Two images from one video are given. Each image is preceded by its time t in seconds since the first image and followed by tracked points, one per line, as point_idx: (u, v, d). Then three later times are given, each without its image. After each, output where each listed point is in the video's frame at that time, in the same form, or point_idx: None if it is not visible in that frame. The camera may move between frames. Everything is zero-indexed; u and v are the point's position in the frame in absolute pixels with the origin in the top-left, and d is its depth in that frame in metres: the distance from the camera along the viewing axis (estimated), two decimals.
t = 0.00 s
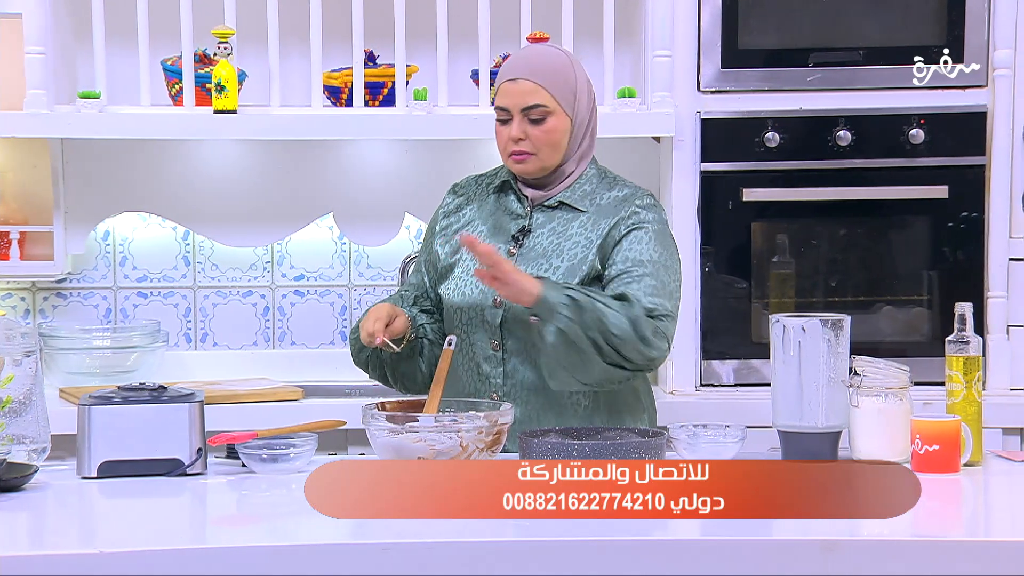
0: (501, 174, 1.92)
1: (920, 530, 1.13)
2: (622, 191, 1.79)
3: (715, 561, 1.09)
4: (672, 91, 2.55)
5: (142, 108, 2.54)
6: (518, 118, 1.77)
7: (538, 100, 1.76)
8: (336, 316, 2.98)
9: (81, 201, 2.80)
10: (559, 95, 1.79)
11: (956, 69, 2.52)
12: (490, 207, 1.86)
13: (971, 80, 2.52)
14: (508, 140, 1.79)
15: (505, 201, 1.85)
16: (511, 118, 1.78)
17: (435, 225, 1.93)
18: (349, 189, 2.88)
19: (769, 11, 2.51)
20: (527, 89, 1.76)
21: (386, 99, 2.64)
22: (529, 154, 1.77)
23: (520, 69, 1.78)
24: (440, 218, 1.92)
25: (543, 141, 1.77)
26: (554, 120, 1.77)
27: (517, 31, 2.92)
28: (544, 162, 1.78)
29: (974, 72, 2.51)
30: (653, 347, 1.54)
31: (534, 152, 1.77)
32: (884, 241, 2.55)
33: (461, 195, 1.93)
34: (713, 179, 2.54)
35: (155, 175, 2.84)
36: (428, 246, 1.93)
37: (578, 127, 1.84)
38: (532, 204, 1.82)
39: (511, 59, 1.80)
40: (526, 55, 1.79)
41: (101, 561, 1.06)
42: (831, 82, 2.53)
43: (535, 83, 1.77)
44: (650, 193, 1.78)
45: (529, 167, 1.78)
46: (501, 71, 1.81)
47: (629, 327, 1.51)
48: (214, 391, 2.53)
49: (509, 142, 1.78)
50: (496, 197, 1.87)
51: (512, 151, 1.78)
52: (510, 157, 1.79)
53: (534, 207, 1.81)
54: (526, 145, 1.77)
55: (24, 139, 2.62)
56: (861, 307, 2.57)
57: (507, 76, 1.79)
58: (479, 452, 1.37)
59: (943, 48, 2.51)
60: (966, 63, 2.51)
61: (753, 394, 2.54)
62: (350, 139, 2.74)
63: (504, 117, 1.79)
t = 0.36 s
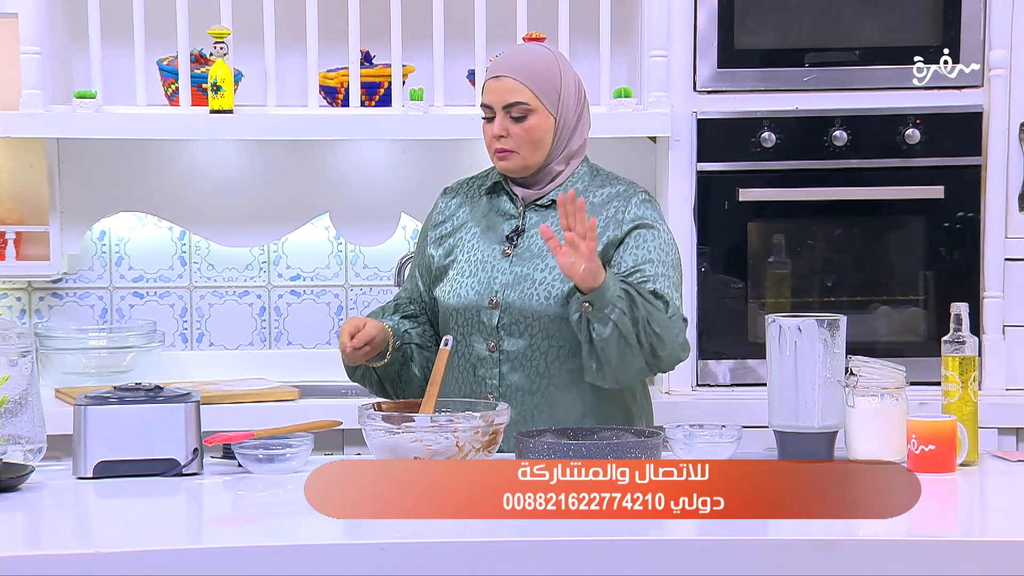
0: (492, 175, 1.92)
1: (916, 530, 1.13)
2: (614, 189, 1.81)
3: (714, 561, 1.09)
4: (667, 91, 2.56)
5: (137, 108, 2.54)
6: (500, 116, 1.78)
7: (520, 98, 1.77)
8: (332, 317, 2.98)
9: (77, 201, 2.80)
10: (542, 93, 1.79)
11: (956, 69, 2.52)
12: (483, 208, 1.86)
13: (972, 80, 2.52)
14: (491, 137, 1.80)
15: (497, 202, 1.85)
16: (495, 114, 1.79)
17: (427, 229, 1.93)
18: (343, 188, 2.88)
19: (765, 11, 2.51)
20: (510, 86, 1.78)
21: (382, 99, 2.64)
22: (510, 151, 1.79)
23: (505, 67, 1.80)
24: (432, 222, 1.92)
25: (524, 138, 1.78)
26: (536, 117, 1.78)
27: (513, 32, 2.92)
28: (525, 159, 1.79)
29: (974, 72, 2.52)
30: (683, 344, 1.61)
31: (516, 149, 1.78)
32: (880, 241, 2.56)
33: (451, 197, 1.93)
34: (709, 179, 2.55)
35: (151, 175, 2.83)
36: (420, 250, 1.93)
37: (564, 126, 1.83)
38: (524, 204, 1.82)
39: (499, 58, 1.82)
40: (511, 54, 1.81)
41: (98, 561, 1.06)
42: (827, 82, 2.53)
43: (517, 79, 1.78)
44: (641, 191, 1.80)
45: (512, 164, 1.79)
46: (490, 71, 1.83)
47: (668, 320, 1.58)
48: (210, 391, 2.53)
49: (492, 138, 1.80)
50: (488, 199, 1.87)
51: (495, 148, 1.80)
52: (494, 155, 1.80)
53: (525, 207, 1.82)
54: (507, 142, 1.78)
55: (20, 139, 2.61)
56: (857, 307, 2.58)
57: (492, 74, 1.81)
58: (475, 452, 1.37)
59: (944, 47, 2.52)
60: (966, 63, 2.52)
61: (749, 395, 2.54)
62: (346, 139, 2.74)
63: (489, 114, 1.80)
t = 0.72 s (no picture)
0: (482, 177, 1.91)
1: (912, 530, 1.13)
2: (608, 186, 1.82)
3: (710, 562, 1.09)
4: (666, 91, 2.56)
5: (136, 108, 2.54)
6: (508, 116, 1.77)
7: (530, 98, 1.77)
8: (330, 317, 2.98)
9: (76, 201, 2.80)
10: (548, 96, 1.80)
11: (956, 69, 2.52)
12: (480, 211, 1.85)
13: (969, 80, 2.52)
14: (496, 138, 1.78)
15: (494, 204, 1.85)
16: (501, 115, 1.78)
17: (417, 238, 1.90)
18: (341, 188, 2.88)
19: (763, 11, 2.51)
20: (518, 86, 1.77)
21: (380, 99, 2.64)
22: (517, 152, 1.77)
23: (510, 68, 1.79)
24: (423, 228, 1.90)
25: (532, 139, 1.77)
26: (544, 118, 1.78)
27: (511, 31, 2.92)
28: (531, 160, 1.78)
29: (972, 73, 2.52)
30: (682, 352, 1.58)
31: (524, 149, 1.77)
32: (879, 241, 2.56)
33: (442, 203, 1.91)
34: (707, 179, 2.55)
35: (149, 175, 2.83)
36: (410, 258, 1.89)
37: (564, 127, 1.85)
38: (523, 206, 1.82)
39: (500, 61, 1.81)
40: (514, 56, 1.80)
41: (92, 561, 1.06)
42: (825, 82, 2.53)
43: (525, 80, 1.78)
44: (635, 186, 1.81)
45: (517, 165, 1.78)
46: (491, 72, 1.82)
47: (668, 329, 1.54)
48: (208, 391, 2.53)
49: (498, 139, 1.77)
50: (484, 201, 1.86)
51: (501, 149, 1.77)
52: (499, 155, 1.78)
53: (525, 209, 1.81)
54: (515, 142, 1.77)
55: (19, 139, 2.61)
56: (855, 307, 2.58)
57: (496, 74, 1.80)
58: (473, 452, 1.37)
59: (942, 48, 2.52)
60: (966, 64, 2.52)
61: (747, 395, 2.54)
62: (344, 139, 2.74)
63: (494, 116, 1.79)
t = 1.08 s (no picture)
0: (474, 176, 1.89)
1: (912, 530, 1.13)
2: (604, 182, 1.85)
3: (706, 561, 1.09)
4: (666, 91, 2.56)
5: (135, 108, 2.53)
6: (527, 92, 1.79)
7: (548, 77, 1.80)
8: (329, 317, 2.98)
9: (75, 201, 2.80)
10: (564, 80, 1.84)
11: (956, 69, 2.52)
12: (479, 211, 1.84)
13: (968, 80, 2.53)
14: (513, 113, 1.79)
15: (493, 203, 1.84)
16: (520, 91, 1.80)
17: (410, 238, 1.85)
18: (341, 188, 2.88)
19: (762, 11, 2.51)
20: (539, 67, 1.80)
21: (379, 99, 2.64)
22: (535, 128, 1.78)
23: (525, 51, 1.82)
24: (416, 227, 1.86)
25: (550, 117, 1.79)
26: (560, 101, 1.81)
27: (511, 31, 2.92)
28: (549, 138, 1.79)
29: (972, 73, 2.52)
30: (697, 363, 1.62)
31: (541, 125, 1.78)
32: (877, 241, 2.56)
33: (433, 203, 1.88)
34: (706, 179, 2.54)
35: (148, 176, 2.83)
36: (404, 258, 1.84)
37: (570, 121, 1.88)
38: (524, 203, 1.82)
39: (511, 47, 1.85)
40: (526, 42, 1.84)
41: (91, 561, 1.06)
42: (824, 82, 2.53)
43: (547, 62, 1.82)
44: (629, 183, 1.86)
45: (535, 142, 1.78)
46: (503, 57, 1.84)
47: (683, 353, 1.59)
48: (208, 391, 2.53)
49: (516, 112, 1.78)
50: (482, 200, 1.85)
51: (518, 121, 1.78)
52: (514, 129, 1.79)
53: (526, 206, 1.82)
54: (534, 116, 1.78)
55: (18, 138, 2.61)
56: (854, 307, 2.58)
57: (516, 56, 1.83)
58: (473, 452, 1.37)
59: (942, 48, 2.52)
60: (966, 64, 2.52)
61: (747, 395, 2.54)
62: (343, 139, 2.74)
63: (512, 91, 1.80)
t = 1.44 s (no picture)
0: (476, 175, 1.89)
1: (911, 530, 1.13)
2: (606, 184, 1.86)
3: (705, 561, 1.09)
4: (665, 91, 2.56)
5: (135, 109, 2.53)
6: (535, 91, 1.79)
7: (557, 78, 1.80)
8: (329, 317, 2.98)
9: (75, 201, 2.80)
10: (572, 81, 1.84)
11: (956, 69, 2.52)
12: (481, 208, 1.84)
13: (968, 80, 2.53)
14: (520, 112, 1.79)
15: (496, 201, 1.84)
16: (528, 91, 1.79)
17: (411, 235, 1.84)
18: (341, 189, 2.88)
19: (762, 11, 2.51)
20: (548, 67, 1.80)
21: (379, 99, 2.64)
22: (542, 128, 1.78)
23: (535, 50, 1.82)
24: (417, 225, 1.86)
25: (557, 118, 1.79)
26: (567, 101, 1.81)
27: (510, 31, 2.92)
28: (555, 139, 1.79)
29: (972, 73, 2.52)
30: (689, 381, 1.71)
31: (547, 125, 1.79)
32: (877, 241, 2.56)
33: (434, 201, 1.87)
34: (706, 179, 2.54)
35: (147, 176, 2.83)
36: (404, 255, 1.83)
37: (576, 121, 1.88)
38: (528, 201, 1.82)
39: (521, 45, 1.84)
40: (536, 42, 1.84)
41: (90, 561, 1.06)
42: (824, 82, 2.53)
43: (555, 63, 1.81)
44: (630, 186, 1.87)
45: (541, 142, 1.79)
46: (512, 55, 1.84)
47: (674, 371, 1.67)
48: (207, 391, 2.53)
49: (523, 112, 1.78)
50: (484, 198, 1.85)
51: (524, 121, 1.78)
52: (521, 129, 1.78)
53: (529, 204, 1.82)
54: (541, 117, 1.78)
55: (18, 138, 2.61)
56: (854, 307, 2.58)
57: (525, 53, 1.82)
58: (472, 452, 1.37)
59: (942, 48, 2.52)
60: (966, 64, 2.52)
61: (747, 395, 2.54)
62: (343, 139, 2.74)
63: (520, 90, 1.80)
